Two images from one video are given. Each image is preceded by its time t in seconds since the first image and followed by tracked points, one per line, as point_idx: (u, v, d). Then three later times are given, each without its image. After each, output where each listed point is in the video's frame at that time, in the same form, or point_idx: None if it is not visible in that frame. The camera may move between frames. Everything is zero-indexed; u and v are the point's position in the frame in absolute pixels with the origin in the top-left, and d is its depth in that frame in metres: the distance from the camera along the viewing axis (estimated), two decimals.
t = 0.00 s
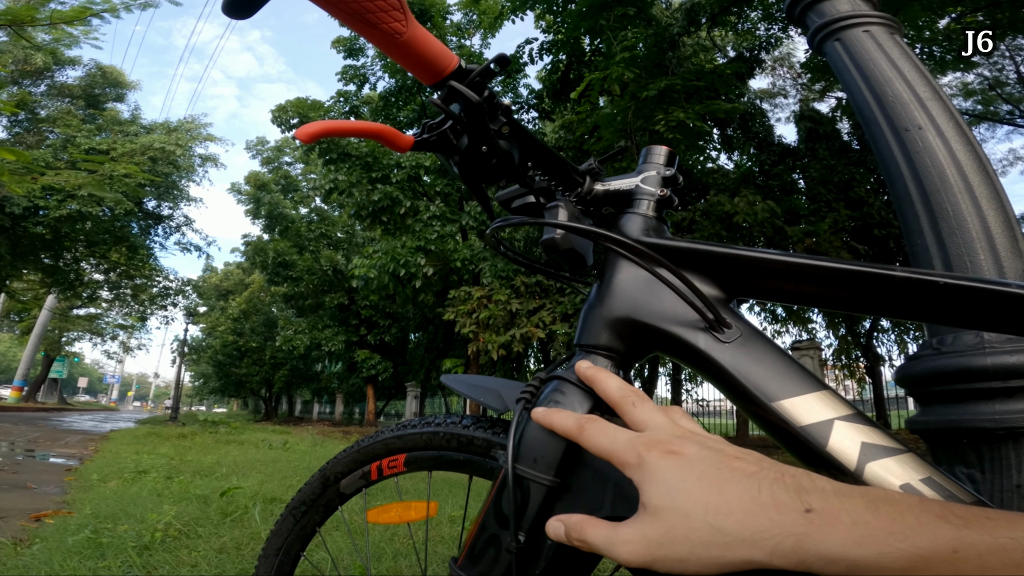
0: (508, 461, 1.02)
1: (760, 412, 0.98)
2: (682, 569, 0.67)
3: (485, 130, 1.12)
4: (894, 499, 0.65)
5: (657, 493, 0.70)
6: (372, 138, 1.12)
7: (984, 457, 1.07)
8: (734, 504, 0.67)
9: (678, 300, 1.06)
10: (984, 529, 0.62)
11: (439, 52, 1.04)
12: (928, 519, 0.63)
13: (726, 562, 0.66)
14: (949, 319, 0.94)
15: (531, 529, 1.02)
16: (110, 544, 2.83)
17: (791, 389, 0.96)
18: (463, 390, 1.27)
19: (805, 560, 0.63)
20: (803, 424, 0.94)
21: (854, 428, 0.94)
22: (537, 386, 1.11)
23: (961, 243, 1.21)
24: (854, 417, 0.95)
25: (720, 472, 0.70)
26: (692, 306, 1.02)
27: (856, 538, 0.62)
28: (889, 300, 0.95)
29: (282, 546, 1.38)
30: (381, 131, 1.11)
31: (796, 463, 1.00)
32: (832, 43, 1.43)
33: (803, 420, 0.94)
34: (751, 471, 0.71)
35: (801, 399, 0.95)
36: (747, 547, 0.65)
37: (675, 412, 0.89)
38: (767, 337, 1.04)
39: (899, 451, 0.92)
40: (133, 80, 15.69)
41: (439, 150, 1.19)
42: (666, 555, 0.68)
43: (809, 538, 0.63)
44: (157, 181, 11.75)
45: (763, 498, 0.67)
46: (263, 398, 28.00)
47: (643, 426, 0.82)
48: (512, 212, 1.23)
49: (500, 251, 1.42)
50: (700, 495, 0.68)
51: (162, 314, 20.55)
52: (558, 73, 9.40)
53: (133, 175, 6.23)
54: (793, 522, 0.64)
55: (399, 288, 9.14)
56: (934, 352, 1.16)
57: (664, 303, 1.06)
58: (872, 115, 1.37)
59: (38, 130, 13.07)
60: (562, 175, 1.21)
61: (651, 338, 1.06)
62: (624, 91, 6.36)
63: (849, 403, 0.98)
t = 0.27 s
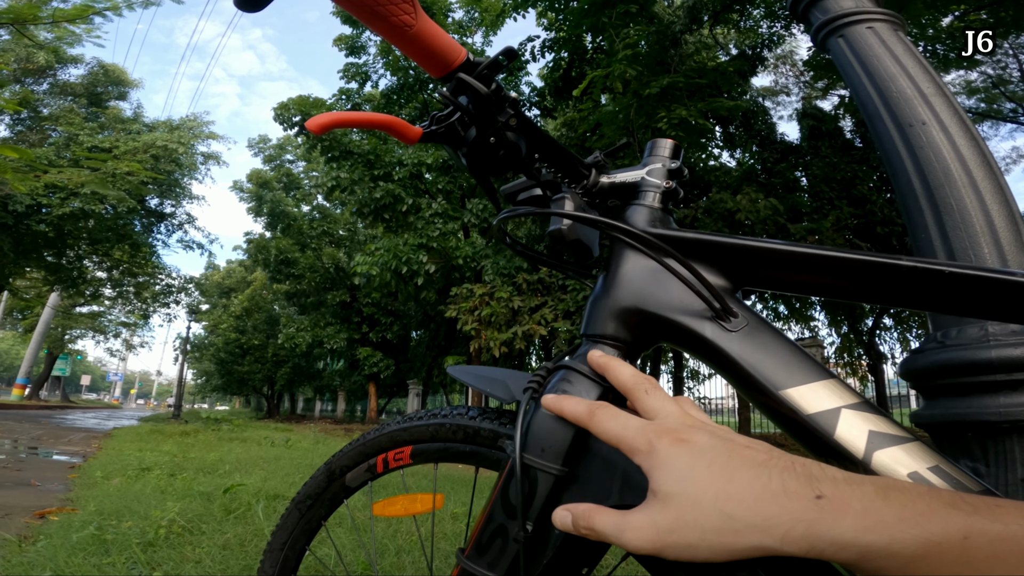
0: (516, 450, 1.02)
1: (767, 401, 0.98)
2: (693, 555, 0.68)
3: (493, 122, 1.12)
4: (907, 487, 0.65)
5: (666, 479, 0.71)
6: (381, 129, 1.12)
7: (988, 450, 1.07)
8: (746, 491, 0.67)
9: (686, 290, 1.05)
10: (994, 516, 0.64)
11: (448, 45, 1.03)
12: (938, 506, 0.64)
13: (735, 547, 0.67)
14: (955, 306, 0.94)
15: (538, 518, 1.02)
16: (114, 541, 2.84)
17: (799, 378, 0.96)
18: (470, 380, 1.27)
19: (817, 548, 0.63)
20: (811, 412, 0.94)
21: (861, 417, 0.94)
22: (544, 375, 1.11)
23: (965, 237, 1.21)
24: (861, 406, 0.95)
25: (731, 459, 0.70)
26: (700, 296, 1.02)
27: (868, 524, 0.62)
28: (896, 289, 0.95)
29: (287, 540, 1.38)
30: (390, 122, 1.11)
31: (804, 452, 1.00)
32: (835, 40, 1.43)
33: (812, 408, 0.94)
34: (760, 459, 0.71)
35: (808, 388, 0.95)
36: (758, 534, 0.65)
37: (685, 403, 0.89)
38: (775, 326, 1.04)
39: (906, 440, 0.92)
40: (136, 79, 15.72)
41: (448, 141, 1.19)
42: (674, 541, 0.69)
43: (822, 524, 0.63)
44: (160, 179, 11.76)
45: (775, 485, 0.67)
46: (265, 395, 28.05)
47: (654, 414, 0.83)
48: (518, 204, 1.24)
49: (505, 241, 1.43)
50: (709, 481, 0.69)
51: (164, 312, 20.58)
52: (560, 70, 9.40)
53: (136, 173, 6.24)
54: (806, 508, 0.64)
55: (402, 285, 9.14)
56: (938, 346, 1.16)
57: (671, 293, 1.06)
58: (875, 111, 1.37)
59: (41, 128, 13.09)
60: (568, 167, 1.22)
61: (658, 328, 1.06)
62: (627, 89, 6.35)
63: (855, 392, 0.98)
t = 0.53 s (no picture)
0: (524, 435, 1.02)
1: (773, 387, 0.98)
2: (693, 531, 0.73)
3: (502, 112, 1.13)
4: (906, 471, 0.68)
5: (672, 457, 0.74)
6: (391, 119, 1.13)
7: (991, 442, 1.07)
8: (746, 471, 0.71)
9: (691, 277, 1.06)
10: (992, 499, 0.67)
11: (458, 38, 1.05)
12: (936, 489, 0.67)
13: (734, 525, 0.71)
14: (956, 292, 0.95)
15: (546, 504, 1.03)
16: (118, 536, 2.85)
17: (804, 363, 0.97)
18: (477, 368, 1.28)
19: (814, 528, 0.67)
20: (816, 397, 0.94)
21: (867, 401, 0.94)
22: (550, 363, 1.12)
23: (967, 230, 1.21)
24: (866, 390, 0.96)
25: (737, 438, 0.73)
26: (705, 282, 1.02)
27: (865, 506, 0.66)
28: (899, 276, 0.96)
29: (294, 532, 1.39)
30: (400, 112, 1.11)
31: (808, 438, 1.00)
32: (837, 36, 1.43)
33: (817, 393, 0.94)
34: (765, 440, 0.74)
35: (813, 373, 0.95)
36: (756, 512, 0.70)
37: (699, 384, 0.92)
38: (779, 313, 1.04)
39: (910, 425, 0.93)
40: (138, 77, 15.76)
41: (456, 132, 1.19)
42: (675, 517, 0.73)
43: (818, 504, 0.67)
44: (162, 177, 11.78)
45: (777, 466, 0.70)
46: (267, 393, 28.09)
47: (665, 390, 0.85)
48: (525, 194, 1.24)
49: (510, 232, 1.43)
50: (712, 460, 0.72)
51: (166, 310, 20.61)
52: (562, 68, 9.40)
53: (138, 170, 6.25)
54: (805, 489, 0.68)
55: (403, 282, 9.15)
56: (941, 337, 1.17)
57: (676, 280, 1.06)
58: (877, 106, 1.37)
59: (43, 126, 13.11)
60: (574, 158, 1.22)
61: (663, 315, 1.07)
62: (629, 87, 6.34)
63: (860, 377, 0.98)
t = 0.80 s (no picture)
0: (522, 427, 1.02)
1: (775, 377, 0.97)
2: (687, 533, 0.73)
3: (501, 102, 1.13)
4: (898, 469, 0.68)
5: (665, 457, 0.74)
6: (391, 109, 1.14)
7: (993, 437, 1.07)
8: (741, 468, 0.70)
9: (691, 267, 1.05)
10: (986, 497, 0.67)
11: (455, 28, 1.04)
12: (930, 487, 0.67)
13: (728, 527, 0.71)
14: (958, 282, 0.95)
15: (545, 497, 1.02)
16: (119, 534, 2.85)
17: (805, 353, 0.96)
18: (476, 359, 1.27)
19: (807, 527, 0.67)
20: (817, 387, 0.94)
21: (869, 391, 0.94)
22: (549, 355, 1.12)
23: (969, 224, 1.21)
24: (868, 381, 0.95)
25: (730, 436, 0.73)
26: (704, 272, 1.02)
27: (858, 505, 0.66)
28: (901, 265, 0.95)
29: (292, 527, 1.39)
30: (401, 102, 1.13)
31: (811, 429, 0.99)
32: (837, 31, 1.43)
33: (818, 382, 0.94)
34: (759, 438, 0.74)
35: (814, 363, 0.95)
36: (748, 512, 0.69)
37: (693, 381, 0.91)
38: (780, 304, 1.04)
39: (912, 415, 0.92)
40: (139, 75, 15.76)
41: (456, 122, 1.19)
42: (668, 519, 0.73)
43: (811, 503, 0.67)
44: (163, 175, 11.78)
45: (771, 466, 0.70)
46: (268, 391, 28.12)
47: (659, 391, 0.85)
48: (524, 185, 1.24)
49: (512, 224, 1.43)
50: (705, 460, 0.72)
51: (168, 308, 20.64)
52: (563, 66, 9.41)
53: (139, 168, 6.25)
54: (798, 488, 0.68)
55: (404, 280, 9.15)
56: (941, 331, 1.17)
57: (676, 270, 1.05)
58: (877, 101, 1.36)
59: (44, 125, 13.10)
60: (574, 150, 1.22)
61: (664, 305, 1.06)
62: (630, 84, 6.32)
63: (861, 366, 0.98)
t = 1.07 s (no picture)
0: (520, 425, 1.02)
1: (776, 374, 0.97)
2: (686, 536, 0.72)
3: (499, 97, 1.13)
4: (902, 471, 0.67)
5: (664, 459, 0.74)
6: (388, 103, 1.14)
7: (996, 435, 1.06)
8: (741, 471, 0.70)
9: (692, 263, 1.05)
10: (991, 500, 0.66)
11: (454, 22, 1.04)
12: (935, 490, 0.66)
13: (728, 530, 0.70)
14: (963, 278, 0.94)
15: (544, 496, 1.02)
16: (119, 532, 2.85)
17: (806, 349, 0.96)
18: (474, 357, 1.27)
19: (808, 529, 0.67)
20: (819, 383, 0.93)
21: (871, 389, 0.93)
22: (548, 352, 1.12)
23: (972, 221, 1.20)
24: (870, 378, 0.95)
25: (729, 439, 0.73)
26: (705, 268, 1.01)
27: (861, 508, 0.65)
28: (904, 261, 0.95)
29: (290, 526, 1.38)
30: (398, 96, 1.13)
31: (812, 427, 0.99)
32: (840, 28, 1.42)
33: (819, 380, 0.93)
34: (758, 440, 0.74)
35: (815, 360, 0.95)
36: (748, 515, 0.69)
37: (694, 379, 0.91)
38: (781, 300, 1.03)
39: (915, 414, 0.92)
40: (140, 74, 15.77)
41: (453, 117, 1.20)
42: (667, 522, 0.73)
43: (813, 506, 0.66)
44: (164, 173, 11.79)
45: (772, 469, 0.70)
46: (269, 390, 28.17)
47: (658, 391, 0.85)
48: (521, 180, 1.24)
49: (511, 221, 1.43)
50: (705, 463, 0.72)
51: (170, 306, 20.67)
52: (564, 65, 9.39)
53: (140, 167, 6.25)
54: (800, 490, 0.68)
55: (405, 278, 9.15)
56: (945, 329, 1.16)
57: (676, 266, 1.05)
58: (880, 98, 1.36)
59: (45, 123, 13.11)
60: (573, 146, 1.22)
61: (664, 301, 1.06)
62: (631, 83, 6.30)
63: (863, 364, 0.98)
